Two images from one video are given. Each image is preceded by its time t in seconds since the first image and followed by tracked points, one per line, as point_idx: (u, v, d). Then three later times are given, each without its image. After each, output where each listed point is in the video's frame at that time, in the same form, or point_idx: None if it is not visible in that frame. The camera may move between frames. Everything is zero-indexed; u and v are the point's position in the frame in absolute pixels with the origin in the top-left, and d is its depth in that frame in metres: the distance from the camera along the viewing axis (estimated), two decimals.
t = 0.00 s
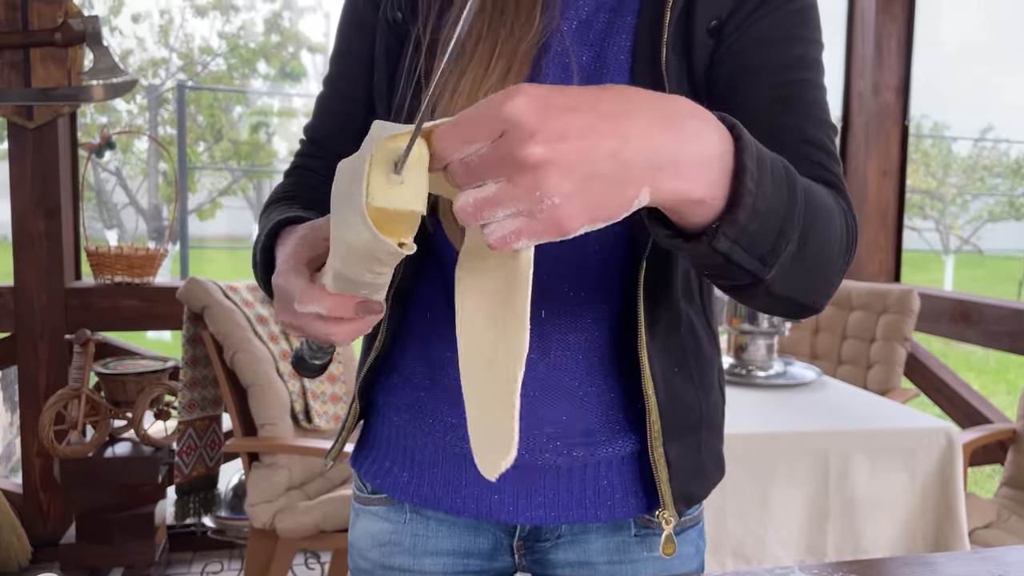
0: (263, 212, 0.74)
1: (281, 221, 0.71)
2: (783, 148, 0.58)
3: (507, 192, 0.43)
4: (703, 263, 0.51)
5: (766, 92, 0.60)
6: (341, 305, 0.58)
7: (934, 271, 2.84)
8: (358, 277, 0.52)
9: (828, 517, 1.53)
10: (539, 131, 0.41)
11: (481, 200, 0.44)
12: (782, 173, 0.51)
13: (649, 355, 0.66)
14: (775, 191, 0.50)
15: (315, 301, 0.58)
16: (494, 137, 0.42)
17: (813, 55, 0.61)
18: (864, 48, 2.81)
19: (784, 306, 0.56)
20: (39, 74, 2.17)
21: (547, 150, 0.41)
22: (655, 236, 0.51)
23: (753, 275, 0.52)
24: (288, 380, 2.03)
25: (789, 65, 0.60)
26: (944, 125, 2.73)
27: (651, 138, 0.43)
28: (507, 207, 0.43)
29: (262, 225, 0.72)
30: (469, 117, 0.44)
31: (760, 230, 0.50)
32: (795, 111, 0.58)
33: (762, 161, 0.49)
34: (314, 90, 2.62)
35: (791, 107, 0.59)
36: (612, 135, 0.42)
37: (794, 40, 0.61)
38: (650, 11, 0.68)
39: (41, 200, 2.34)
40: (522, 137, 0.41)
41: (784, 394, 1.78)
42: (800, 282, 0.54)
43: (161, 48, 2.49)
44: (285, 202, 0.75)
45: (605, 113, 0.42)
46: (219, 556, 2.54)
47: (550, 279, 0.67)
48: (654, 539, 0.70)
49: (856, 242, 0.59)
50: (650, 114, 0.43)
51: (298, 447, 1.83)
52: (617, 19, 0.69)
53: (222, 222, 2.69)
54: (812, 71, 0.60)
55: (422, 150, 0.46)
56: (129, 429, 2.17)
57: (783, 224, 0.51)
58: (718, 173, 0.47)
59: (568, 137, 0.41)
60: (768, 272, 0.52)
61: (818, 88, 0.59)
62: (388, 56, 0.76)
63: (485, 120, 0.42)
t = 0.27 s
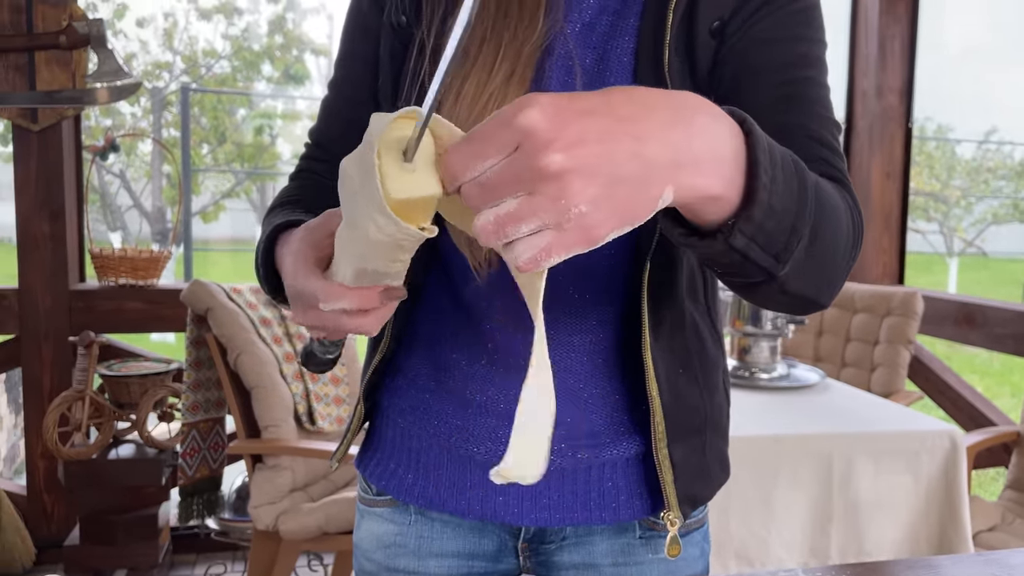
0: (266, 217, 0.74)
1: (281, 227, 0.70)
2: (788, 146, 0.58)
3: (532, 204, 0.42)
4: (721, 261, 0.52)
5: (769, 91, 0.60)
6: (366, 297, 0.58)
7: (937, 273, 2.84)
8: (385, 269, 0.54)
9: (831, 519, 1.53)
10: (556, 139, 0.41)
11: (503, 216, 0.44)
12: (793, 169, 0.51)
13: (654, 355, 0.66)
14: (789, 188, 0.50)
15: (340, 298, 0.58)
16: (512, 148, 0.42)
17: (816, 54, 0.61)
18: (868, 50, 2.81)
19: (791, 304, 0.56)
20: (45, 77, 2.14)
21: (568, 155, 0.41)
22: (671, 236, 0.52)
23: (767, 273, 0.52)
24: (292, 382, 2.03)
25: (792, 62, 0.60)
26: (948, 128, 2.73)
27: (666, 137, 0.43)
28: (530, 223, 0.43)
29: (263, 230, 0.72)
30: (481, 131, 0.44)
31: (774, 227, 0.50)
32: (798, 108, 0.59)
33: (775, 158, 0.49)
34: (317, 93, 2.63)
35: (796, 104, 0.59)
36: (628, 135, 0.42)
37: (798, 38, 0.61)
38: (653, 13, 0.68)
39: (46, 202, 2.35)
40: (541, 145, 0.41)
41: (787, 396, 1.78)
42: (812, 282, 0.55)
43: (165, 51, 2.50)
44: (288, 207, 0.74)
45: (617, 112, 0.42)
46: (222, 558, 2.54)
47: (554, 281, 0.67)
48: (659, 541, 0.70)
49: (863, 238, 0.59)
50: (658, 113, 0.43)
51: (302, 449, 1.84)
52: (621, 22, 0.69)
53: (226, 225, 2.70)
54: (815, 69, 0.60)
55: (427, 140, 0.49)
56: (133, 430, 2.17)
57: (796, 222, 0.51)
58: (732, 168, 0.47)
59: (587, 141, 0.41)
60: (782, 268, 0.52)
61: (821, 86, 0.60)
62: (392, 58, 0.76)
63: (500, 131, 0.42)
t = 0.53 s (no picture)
0: (266, 224, 0.74)
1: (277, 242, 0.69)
2: (788, 156, 0.58)
3: (552, 277, 0.42)
4: (718, 295, 0.52)
5: (770, 101, 0.60)
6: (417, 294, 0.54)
7: (941, 275, 2.84)
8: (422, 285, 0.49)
9: (834, 522, 1.53)
10: (578, 210, 0.40)
11: (527, 288, 0.42)
12: (790, 201, 0.51)
13: (657, 360, 0.66)
14: (786, 224, 0.50)
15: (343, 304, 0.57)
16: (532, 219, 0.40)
17: (816, 63, 0.60)
18: (870, 53, 2.81)
19: (792, 315, 0.56)
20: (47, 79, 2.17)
21: (589, 222, 0.40)
22: (670, 272, 0.53)
23: (762, 304, 0.52)
24: (295, 383, 2.04)
25: (793, 72, 0.60)
26: (951, 130, 2.73)
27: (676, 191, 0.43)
28: (554, 291, 0.42)
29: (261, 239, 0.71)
30: (497, 201, 0.40)
31: (772, 265, 0.50)
32: (798, 118, 0.59)
33: (772, 196, 0.49)
34: (320, 95, 2.63)
35: (795, 116, 0.59)
36: (643, 194, 0.42)
37: (797, 48, 0.60)
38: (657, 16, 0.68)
39: (50, 204, 2.35)
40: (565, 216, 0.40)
41: (790, 398, 1.78)
42: (801, 306, 0.55)
43: (169, 54, 2.51)
44: (287, 214, 0.74)
45: (627, 168, 0.42)
46: (225, 560, 2.55)
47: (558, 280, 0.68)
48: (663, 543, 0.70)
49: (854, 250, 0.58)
50: (665, 168, 0.43)
51: (305, 451, 1.84)
52: (625, 25, 0.69)
53: (230, 226, 2.71)
54: (815, 79, 0.60)
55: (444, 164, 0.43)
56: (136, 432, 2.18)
57: (791, 254, 0.51)
58: (734, 212, 0.47)
59: (608, 206, 0.41)
60: (777, 298, 0.52)
61: (821, 98, 0.59)
62: (396, 60, 0.76)
63: (522, 200, 0.39)
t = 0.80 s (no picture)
0: (279, 222, 0.75)
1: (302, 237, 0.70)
2: (789, 164, 0.58)
3: (537, 290, 0.43)
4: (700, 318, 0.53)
5: (774, 108, 0.60)
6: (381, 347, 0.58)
7: (944, 277, 2.83)
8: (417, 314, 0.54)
9: (837, 524, 1.53)
10: (565, 228, 0.41)
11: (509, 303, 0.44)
12: (767, 221, 0.51)
13: (662, 362, 0.66)
14: (761, 245, 0.50)
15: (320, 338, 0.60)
16: (515, 239, 0.41)
17: (822, 67, 0.61)
18: (873, 55, 2.82)
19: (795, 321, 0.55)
20: (51, 81, 2.21)
21: (573, 246, 0.42)
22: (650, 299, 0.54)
23: (746, 321, 0.53)
24: (297, 385, 2.04)
25: (797, 77, 0.60)
26: (954, 131, 2.72)
27: (649, 225, 0.44)
28: (533, 305, 0.44)
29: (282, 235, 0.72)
30: (480, 224, 0.41)
31: (749, 287, 0.51)
32: (802, 125, 0.59)
33: (741, 221, 0.49)
34: (323, 96, 2.63)
35: (797, 122, 0.59)
36: (618, 225, 0.43)
37: (803, 53, 0.61)
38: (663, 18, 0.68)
39: (53, 206, 2.36)
40: (549, 236, 0.41)
41: (792, 400, 1.78)
42: (792, 321, 0.55)
43: (172, 56, 2.52)
44: (301, 212, 0.75)
45: (604, 200, 0.43)
46: (228, 561, 2.55)
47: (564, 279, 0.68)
48: (667, 544, 0.70)
49: (853, 259, 0.58)
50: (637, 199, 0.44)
51: (307, 452, 1.84)
52: (630, 27, 0.70)
53: (232, 228, 2.71)
54: (820, 84, 0.60)
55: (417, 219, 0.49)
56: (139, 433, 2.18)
57: (771, 273, 0.51)
58: (701, 241, 0.48)
59: (588, 230, 0.42)
60: (761, 316, 0.53)
61: (825, 102, 0.59)
62: (401, 61, 0.76)
63: (507, 223, 0.41)
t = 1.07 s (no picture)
0: (290, 233, 0.76)
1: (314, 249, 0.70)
2: (802, 167, 0.58)
3: (524, 313, 0.44)
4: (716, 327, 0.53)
5: (784, 110, 0.60)
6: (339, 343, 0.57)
7: (946, 278, 2.83)
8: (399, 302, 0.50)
9: (839, 525, 1.53)
10: (549, 257, 0.42)
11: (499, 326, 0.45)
12: (783, 228, 0.51)
13: (668, 364, 0.66)
14: (778, 253, 0.50)
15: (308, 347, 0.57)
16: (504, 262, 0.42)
17: (829, 69, 0.61)
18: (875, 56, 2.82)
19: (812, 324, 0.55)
20: (54, 82, 2.21)
21: (559, 271, 0.42)
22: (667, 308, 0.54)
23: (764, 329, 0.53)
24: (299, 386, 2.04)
25: (804, 80, 0.60)
26: (957, 132, 2.72)
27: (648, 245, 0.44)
28: (527, 328, 0.45)
29: (293, 244, 0.73)
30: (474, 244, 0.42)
31: (766, 296, 0.50)
32: (812, 127, 0.59)
33: (758, 231, 0.49)
34: (325, 98, 2.63)
35: (807, 125, 0.59)
36: (617, 246, 0.43)
37: (808, 56, 0.61)
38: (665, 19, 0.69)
39: (55, 206, 2.36)
40: (533, 263, 0.42)
41: (794, 401, 1.77)
42: (808, 325, 0.55)
43: (174, 57, 2.52)
44: (310, 224, 0.76)
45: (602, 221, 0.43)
46: (230, 562, 2.55)
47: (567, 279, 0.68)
48: (670, 545, 0.70)
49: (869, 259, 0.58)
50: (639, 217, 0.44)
51: (309, 453, 1.84)
52: (633, 27, 0.70)
53: (234, 229, 2.72)
54: (826, 86, 0.60)
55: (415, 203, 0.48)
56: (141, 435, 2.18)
57: (788, 280, 0.51)
58: (720, 250, 0.48)
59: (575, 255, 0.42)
60: (779, 323, 0.53)
61: (833, 104, 0.60)
62: (404, 64, 0.77)
63: (494, 246, 0.42)
